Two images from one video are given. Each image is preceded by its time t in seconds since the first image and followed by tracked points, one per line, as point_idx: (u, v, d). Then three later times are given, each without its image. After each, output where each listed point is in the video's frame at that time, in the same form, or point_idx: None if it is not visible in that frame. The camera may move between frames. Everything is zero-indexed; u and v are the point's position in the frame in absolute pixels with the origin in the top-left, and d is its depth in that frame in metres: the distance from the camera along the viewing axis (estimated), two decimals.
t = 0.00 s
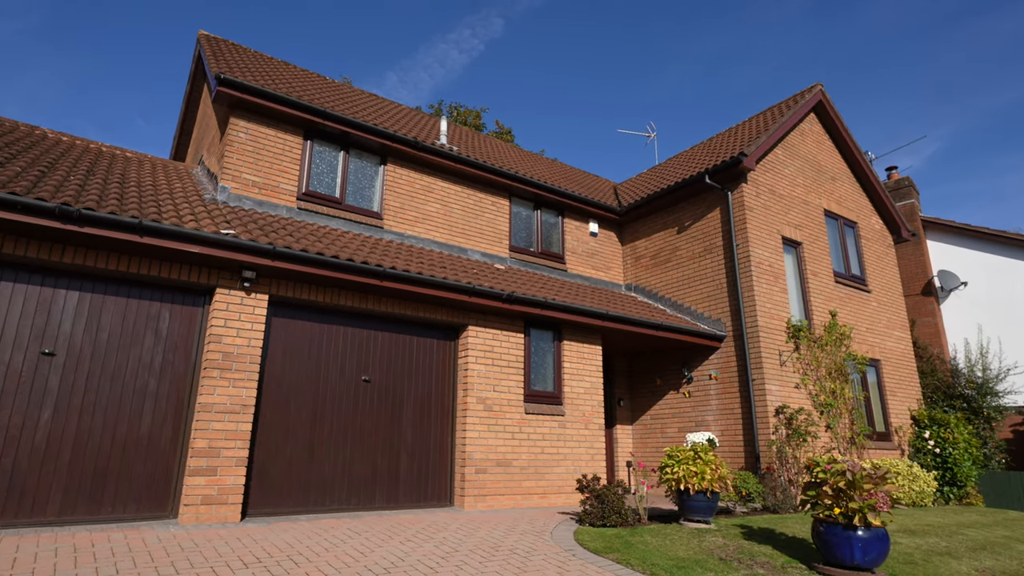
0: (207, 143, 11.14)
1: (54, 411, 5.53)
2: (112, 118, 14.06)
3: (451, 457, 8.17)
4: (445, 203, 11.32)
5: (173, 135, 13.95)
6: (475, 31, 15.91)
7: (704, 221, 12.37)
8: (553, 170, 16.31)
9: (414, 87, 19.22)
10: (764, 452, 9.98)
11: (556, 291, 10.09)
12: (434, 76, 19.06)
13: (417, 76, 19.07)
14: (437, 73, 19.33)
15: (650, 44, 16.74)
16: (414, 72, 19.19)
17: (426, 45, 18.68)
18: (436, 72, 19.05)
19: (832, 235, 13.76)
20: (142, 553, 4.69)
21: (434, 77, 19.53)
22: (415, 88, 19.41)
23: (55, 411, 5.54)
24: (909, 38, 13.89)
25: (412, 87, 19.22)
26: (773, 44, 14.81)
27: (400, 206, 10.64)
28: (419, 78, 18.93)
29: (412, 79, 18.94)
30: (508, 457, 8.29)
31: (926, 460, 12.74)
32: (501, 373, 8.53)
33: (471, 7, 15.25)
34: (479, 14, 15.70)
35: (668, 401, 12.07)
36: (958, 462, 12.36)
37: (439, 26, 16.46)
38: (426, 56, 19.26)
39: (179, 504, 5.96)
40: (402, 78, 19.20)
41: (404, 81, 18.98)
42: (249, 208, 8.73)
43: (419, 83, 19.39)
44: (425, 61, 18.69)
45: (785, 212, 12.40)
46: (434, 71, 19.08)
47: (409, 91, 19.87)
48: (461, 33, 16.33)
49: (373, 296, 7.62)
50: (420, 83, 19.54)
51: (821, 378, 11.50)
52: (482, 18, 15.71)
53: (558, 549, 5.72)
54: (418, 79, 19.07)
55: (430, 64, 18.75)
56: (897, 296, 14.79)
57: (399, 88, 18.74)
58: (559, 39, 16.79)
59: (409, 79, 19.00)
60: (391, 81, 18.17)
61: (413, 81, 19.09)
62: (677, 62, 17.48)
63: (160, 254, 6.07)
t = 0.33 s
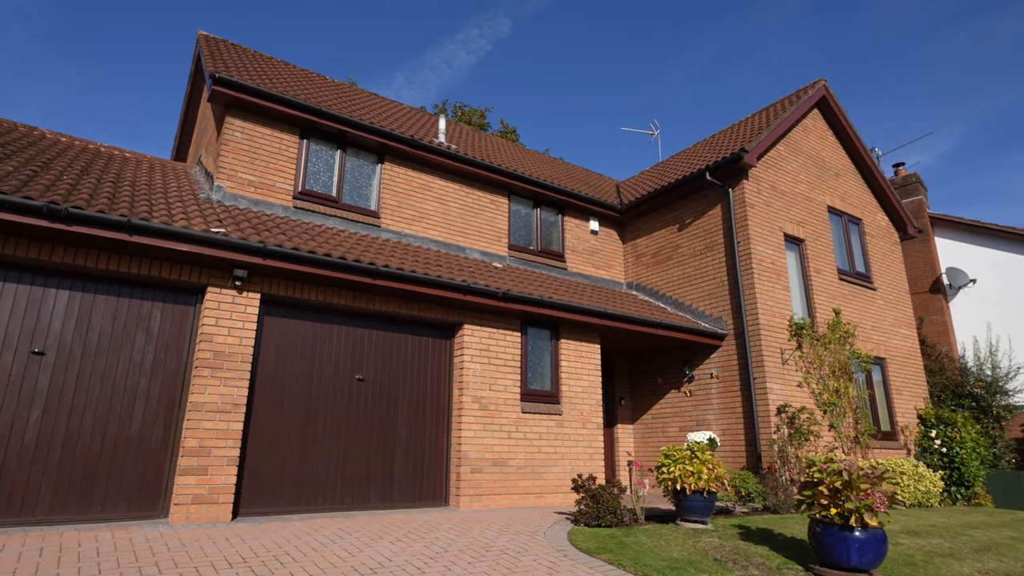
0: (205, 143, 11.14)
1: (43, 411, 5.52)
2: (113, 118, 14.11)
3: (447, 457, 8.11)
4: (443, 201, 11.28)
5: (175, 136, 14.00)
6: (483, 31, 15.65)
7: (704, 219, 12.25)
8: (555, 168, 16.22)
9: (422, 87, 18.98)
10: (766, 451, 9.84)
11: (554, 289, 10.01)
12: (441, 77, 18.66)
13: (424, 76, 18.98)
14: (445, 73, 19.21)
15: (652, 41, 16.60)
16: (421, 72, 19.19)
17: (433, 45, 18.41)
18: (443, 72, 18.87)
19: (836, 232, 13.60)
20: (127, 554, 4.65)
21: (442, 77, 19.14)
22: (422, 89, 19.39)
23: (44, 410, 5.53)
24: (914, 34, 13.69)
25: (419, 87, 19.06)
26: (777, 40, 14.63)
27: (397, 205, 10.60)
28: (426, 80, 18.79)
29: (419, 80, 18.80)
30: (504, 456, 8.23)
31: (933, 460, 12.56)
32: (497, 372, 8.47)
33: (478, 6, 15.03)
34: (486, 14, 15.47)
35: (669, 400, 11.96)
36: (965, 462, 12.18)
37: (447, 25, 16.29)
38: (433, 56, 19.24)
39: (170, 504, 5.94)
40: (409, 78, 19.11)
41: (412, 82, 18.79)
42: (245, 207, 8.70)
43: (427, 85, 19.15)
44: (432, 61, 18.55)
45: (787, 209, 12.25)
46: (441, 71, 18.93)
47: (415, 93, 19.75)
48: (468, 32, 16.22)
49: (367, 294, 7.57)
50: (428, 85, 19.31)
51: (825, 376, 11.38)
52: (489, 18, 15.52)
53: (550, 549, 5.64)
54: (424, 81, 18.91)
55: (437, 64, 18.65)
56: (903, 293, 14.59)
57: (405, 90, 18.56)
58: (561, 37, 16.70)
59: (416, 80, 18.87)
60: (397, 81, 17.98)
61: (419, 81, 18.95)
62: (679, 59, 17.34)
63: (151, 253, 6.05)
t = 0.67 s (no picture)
0: (207, 144, 11.19)
1: (37, 412, 5.56)
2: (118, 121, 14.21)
3: (443, 456, 8.09)
4: (443, 200, 11.26)
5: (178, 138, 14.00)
6: (493, 32, 15.75)
7: (707, 216, 12.14)
8: (558, 166, 16.15)
9: (432, 88, 19.23)
10: (768, 451, 9.72)
11: (553, 288, 9.96)
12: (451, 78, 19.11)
13: (434, 77, 19.16)
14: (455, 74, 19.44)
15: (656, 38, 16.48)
16: (430, 73, 19.33)
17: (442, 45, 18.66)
18: (453, 73, 19.12)
19: (841, 229, 13.43)
20: (115, 552, 4.67)
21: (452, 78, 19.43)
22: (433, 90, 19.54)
23: (38, 411, 5.56)
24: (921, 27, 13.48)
25: (430, 87, 19.22)
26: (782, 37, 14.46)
27: (396, 204, 10.60)
28: (436, 80, 19.04)
29: (429, 80, 19.01)
30: (501, 456, 8.18)
31: (941, 460, 12.38)
32: (494, 371, 8.43)
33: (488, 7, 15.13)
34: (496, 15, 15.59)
35: (671, 400, 11.85)
36: (974, 462, 11.95)
37: (456, 27, 16.54)
38: (443, 56, 19.45)
39: (163, 503, 5.96)
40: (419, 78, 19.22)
41: (422, 82, 19.05)
42: (242, 207, 8.72)
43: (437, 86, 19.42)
44: (442, 61, 18.92)
45: (790, 206, 12.11)
46: (451, 71, 19.06)
47: (426, 92, 19.71)
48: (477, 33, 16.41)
49: (362, 294, 7.56)
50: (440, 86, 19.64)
51: (829, 375, 11.24)
52: (499, 19, 15.58)
53: (542, 549, 5.59)
54: (435, 81, 19.29)
55: (447, 64, 18.77)
56: (911, 290, 14.37)
57: (416, 89, 18.54)
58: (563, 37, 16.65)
59: (427, 80, 19.23)
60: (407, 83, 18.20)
61: (429, 81, 19.18)
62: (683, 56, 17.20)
63: (145, 253, 6.07)
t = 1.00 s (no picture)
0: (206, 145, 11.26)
1: (29, 411, 5.60)
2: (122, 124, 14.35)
3: (438, 455, 8.09)
4: (441, 199, 11.25)
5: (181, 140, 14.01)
6: (502, 32, 15.58)
7: (707, 214, 12.04)
8: (560, 165, 16.08)
9: (441, 89, 18.92)
10: (768, 451, 9.62)
11: (551, 287, 9.91)
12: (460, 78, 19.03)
13: (443, 78, 18.93)
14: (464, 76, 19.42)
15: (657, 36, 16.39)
16: (439, 74, 19.37)
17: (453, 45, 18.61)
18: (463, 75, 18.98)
19: (844, 225, 13.28)
20: (103, 550, 4.69)
21: (461, 79, 19.32)
22: (441, 91, 19.61)
23: (31, 410, 5.62)
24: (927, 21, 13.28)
25: (439, 89, 18.97)
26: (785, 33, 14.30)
27: (394, 203, 10.60)
28: (446, 81, 18.78)
29: (439, 81, 18.65)
30: (497, 455, 8.17)
31: (947, 459, 12.22)
32: (490, 370, 8.41)
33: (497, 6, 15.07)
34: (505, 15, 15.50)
35: (673, 399, 11.76)
36: (981, 461, 11.75)
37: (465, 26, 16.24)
38: (453, 58, 19.27)
39: (156, 502, 6.00)
40: (429, 80, 18.89)
41: (431, 83, 18.75)
42: (239, 208, 8.76)
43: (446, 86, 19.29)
44: (452, 63, 18.91)
45: (792, 203, 11.99)
46: (460, 72, 18.99)
47: (434, 93, 19.29)
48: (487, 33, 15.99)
49: (355, 292, 7.55)
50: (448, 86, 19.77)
51: (831, 374, 11.12)
52: (508, 19, 15.47)
53: (533, 548, 5.57)
54: (444, 83, 18.97)
55: (456, 65, 18.63)
56: (917, 288, 14.19)
57: (425, 90, 18.32)
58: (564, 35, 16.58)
59: (436, 82, 18.89)
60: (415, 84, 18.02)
61: (439, 83, 18.79)
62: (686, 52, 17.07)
63: (136, 253, 6.11)
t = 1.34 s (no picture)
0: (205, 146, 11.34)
1: (20, 410, 5.66)
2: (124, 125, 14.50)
3: (432, 454, 8.08)
4: (437, 198, 11.25)
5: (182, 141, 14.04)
6: (511, 31, 15.95)
7: (705, 211, 11.96)
8: (560, 164, 16.04)
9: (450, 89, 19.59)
10: (766, 449, 9.55)
11: (546, 285, 9.88)
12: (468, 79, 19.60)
13: (453, 79, 19.58)
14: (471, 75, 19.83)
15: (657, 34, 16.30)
16: (449, 75, 19.73)
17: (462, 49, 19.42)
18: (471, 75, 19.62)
19: (846, 222, 13.14)
20: (87, 547, 4.72)
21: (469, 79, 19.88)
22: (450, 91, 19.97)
23: (21, 409, 5.67)
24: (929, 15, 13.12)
25: (447, 89, 19.35)
26: (786, 28, 14.18)
27: (390, 203, 10.61)
28: (454, 81, 19.33)
29: (447, 82, 19.14)
30: (490, 454, 8.15)
31: (951, 458, 12.05)
32: (483, 368, 8.40)
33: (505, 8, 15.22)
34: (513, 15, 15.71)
35: (671, 398, 11.69)
36: (985, 460, 11.60)
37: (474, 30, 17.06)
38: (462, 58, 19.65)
39: (146, 500, 6.03)
40: (438, 82, 19.47)
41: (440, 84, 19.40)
42: (233, 208, 8.81)
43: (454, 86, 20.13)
44: (460, 63, 19.39)
45: (792, 200, 11.88)
46: (467, 73, 19.18)
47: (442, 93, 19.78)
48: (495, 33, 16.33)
49: (347, 292, 7.55)
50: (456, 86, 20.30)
51: (832, 372, 11.02)
52: (517, 19, 15.60)
53: (519, 547, 5.55)
54: (453, 83, 19.63)
55: (464, 66, 18.83)
56: (921, 285, 14.02)
57: (435, 93, 18.86)
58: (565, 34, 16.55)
59: (446, 82, 19.46)
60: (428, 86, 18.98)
61: (447, 85, 19.22)
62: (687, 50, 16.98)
63: (126, 253, 6.14)
